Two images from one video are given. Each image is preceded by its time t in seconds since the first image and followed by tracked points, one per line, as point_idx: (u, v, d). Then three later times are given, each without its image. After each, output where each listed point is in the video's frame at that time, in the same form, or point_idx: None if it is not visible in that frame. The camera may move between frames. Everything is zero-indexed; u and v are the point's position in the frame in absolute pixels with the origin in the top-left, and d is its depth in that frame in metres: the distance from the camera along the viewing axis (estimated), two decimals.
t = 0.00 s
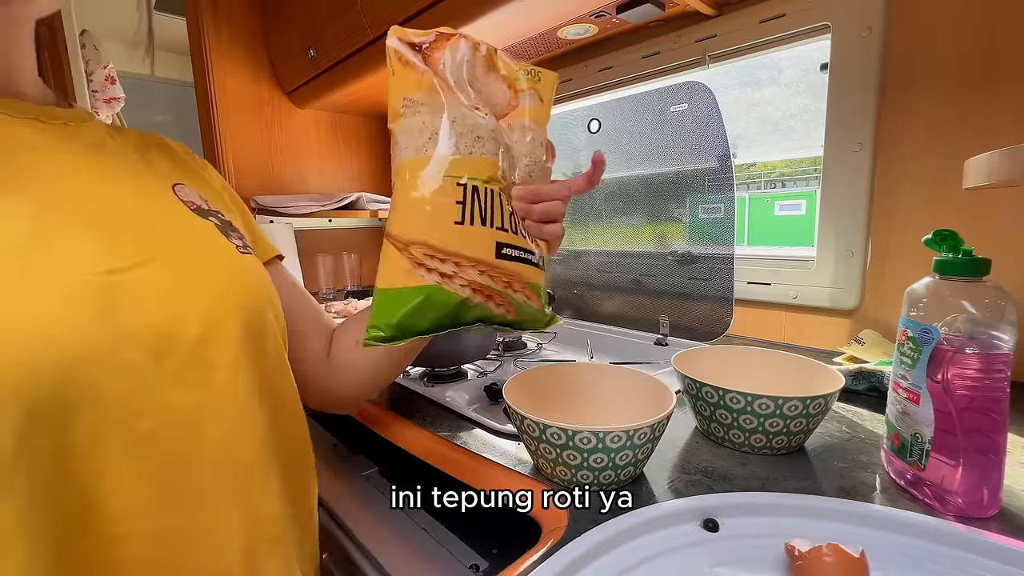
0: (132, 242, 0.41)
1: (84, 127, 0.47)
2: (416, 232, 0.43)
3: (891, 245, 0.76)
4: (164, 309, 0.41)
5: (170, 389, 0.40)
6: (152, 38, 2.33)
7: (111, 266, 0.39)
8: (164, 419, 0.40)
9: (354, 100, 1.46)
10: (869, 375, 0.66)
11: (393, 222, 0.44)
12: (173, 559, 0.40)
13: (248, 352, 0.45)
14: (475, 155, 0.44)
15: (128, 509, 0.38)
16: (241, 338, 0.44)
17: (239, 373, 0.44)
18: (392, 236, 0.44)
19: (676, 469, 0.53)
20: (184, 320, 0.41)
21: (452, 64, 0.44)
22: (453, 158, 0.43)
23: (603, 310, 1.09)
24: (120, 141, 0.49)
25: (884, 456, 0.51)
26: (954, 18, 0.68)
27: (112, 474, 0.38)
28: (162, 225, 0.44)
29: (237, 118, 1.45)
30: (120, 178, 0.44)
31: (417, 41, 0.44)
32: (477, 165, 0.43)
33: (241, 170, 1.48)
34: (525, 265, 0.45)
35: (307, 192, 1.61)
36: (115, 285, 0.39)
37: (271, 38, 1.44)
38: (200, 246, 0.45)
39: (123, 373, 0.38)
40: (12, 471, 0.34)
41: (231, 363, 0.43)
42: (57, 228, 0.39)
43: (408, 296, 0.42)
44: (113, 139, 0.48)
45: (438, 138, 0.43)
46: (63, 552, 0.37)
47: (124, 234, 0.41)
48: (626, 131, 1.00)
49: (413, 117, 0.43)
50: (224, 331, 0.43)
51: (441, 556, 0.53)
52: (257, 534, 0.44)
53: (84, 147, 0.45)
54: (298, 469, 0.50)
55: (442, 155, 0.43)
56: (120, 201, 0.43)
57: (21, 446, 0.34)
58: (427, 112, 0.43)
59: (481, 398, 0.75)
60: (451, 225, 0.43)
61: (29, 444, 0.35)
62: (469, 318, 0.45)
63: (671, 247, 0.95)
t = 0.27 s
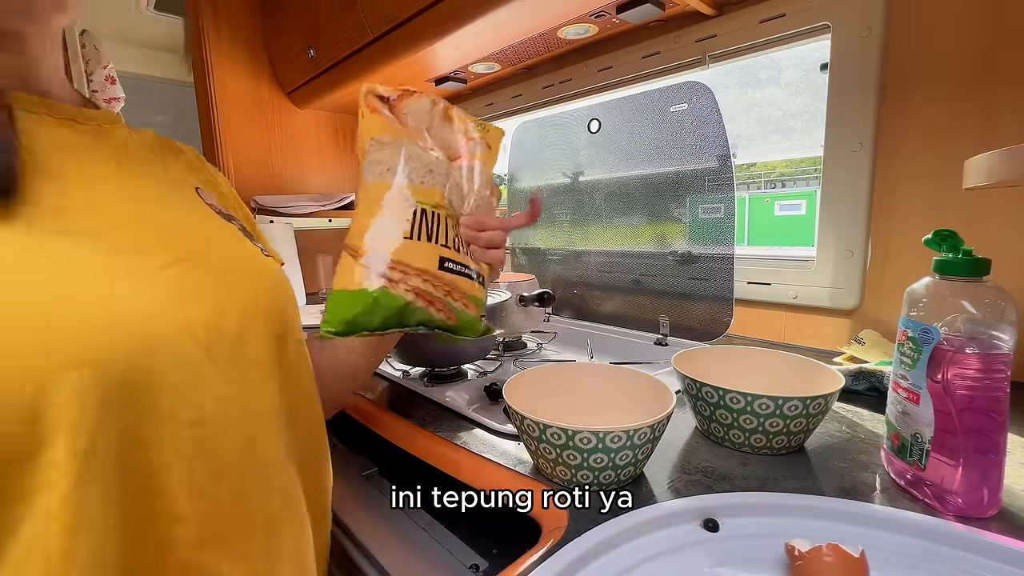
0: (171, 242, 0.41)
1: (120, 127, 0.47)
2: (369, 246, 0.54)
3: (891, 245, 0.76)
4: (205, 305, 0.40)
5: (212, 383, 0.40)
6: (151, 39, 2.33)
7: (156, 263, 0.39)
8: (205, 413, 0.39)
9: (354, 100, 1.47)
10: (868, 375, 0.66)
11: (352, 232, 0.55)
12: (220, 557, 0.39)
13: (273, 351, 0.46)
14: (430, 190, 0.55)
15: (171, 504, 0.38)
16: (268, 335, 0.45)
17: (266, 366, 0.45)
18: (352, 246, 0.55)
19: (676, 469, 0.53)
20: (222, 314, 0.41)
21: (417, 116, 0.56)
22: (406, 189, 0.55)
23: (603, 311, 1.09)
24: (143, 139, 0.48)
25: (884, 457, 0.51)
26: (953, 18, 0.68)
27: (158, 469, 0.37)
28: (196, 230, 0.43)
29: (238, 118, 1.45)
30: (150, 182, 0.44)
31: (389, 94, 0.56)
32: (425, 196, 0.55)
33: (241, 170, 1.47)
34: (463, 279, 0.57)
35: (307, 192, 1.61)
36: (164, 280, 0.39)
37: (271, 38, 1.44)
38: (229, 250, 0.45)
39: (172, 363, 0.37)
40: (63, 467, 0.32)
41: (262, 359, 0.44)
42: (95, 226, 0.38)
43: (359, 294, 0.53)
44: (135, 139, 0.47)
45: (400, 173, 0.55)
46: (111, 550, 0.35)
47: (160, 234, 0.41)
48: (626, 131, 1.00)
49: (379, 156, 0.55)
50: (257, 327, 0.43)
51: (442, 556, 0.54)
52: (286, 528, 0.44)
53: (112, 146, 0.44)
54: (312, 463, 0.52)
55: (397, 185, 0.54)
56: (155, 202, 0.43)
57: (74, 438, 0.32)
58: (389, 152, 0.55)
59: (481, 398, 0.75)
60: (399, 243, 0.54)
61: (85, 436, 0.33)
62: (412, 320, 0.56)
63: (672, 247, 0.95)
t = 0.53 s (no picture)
0: (188, 243, 0.41)
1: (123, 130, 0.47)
2: (380, 266, 0.57)
3: (891, 245, 0.76)
4: (225, 299, 0.41)
5: (236, 374, 0.41)
6: (152, 39, 2.33)
7: (176, 265, 0.39)
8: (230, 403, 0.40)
9: (354, 100, 1.47)
10: (868, 375, 0.66)
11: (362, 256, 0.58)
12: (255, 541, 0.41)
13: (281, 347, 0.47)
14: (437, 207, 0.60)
15: (209, 490, 0.39)
16: (277, 326, 0.46)
17: (277, 356, 0.46)
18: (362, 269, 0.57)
19: (676, 469, 0.53)
20: (239, 307, 0.42)
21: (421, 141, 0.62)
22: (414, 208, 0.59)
23: (603, 311, 1.09)
24: (144, 142, 0.48)
25: (884, 456, 0.51)
26: (953, 18, 0.68)
27: (196, 457, 0.38)
28: (208, 233, 0.44)
29: (238, 118, 1.45)
30: (160, 184, 0.44)
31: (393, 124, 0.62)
32: (433, 212, 0.60)
33: (241, 170, 1.47)
34: (468, 300, 0.61)
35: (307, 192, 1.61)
36: (185, 279, 0.39)
37: (271, 38, 1.44)
38: (235, 249, 0.45)
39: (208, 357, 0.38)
40: (121, 456, 0.33)
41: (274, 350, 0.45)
42: (116, 227, 0.38)
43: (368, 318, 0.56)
44: (140, 145, 0.47)
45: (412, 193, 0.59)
46: (158, 533, 0.36)
47: (178, 236, 0.41)
48: (627, 131, 1.00)
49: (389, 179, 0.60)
50: (268, 319, 0.45)
51: (442, 556, 0.53)
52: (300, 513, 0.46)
53: (121, 149, 0.44)
54: (315, 450, 0.53)
55: (405, 208, 0.58)
56: (168, 203, 0.43)
57: (128, 428, 0.33)
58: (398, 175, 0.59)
59: (481, 398, 0.75)
60: (412, 263, 0.57)
61: (139, 426, 0.34)
62: (423, 341, 0.59)
63: (672, 247, 0.95)
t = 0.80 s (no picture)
0: (188, 245, 0.41)
1: (117, 131, 0.47)
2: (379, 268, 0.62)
3: (891, 245, 0.76)
4: (223, 297, 0.41)
5: (235, 371, 0.41)
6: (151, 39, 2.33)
7: (176, 265, 0.39)
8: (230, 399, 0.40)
9: (354, 100, 1.47)
10: (868, 376, 0.66)
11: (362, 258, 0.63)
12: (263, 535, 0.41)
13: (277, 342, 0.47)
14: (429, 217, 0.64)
15: (216, 487, 0.39)
16: (272, 323, 0.46)
17: (272, 352, 0.46)
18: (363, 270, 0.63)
19: (676, 469, 0.53)
20: (237, 304, 0.42)
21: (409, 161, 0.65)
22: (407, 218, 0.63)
23: (603, 311, 1.09)
24: (138, 143, 0.48)
25: (884, 456, 0.51)
26: (954, 19, 0.68)
27: (203, 454, 0.38)
28: (207, 233, 0.44)
29: (238, 118, 1.45)
30: (159, 185, 0.44)
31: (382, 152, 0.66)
32: (424, 222, 0.64)
33: (241, 170, 1.47)
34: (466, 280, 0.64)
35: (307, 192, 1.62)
36: (186, 279, 0.39)
37: (271, 38, 1.44)
38: (231, 248, 0.46)
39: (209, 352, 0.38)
40: (132, 452, 0.33)
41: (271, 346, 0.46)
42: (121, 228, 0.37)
43: (365, 305, 0.61)
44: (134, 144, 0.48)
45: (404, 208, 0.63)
46: (169, 532, 0.36)
47: (179, 237, 0.41)
48: (627, 131, 1.00)
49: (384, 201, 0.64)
50: (265, 315, 0.45)
51: (442, 556, 0.53)
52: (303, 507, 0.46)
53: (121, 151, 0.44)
54: (312, 445, 0.54)
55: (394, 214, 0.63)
56: (168, 203, 0.43)
57: (137, 425, 0.33)
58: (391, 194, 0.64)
59: (480, 398, 0.75)
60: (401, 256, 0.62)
61: (146, 423, 0.34)
62: (423, 322, 0.61)
63: (672, 247, 0.95)
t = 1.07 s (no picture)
0: (185, 243, 0.41)
1: (118, 131, 0.47)
2: (361, 273, 0.63)
3: (891, 245, 0.76)
4: (214, 296, 0.41)
5: (227, 370, 0.41)
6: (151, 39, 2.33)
7: (168, 263, 0.39)
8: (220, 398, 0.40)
9: (354, 100, 1.47)
10: (868, 375, 0.66)
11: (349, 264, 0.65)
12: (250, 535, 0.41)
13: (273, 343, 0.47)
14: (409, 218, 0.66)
15: (204, 486, 0.39)
16: (268, 322, 0.46)
17: (268, 351, 0.46)
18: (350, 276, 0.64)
19: (676, 469, 0.53)
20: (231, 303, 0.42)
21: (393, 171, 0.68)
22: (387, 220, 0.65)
23: (603, 311, 1.09)
24: (138, 143, 0.48)
25: (884, 456, 0.51)
26: (953, 19, 0.68)
27: (188, 454, 0.38)
28: (205, 232, 0.44)
29: (238, 118, 1.45)
30: (158, 184, 0.44)
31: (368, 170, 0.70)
32: (403, 222, 0.65)
33: (241, 170, 1.47)
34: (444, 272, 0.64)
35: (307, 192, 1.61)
36: (176, 279, 0.39)
37: (271, 38, 1.44)
38: (229, 246, 0.46)
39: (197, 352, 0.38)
40: (114, 452, 0.33)
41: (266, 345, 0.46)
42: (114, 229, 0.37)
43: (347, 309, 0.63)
44: (134, 143, 0.48)
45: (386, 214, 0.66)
46: (153, 532, 0.36)
47: (176, 235, 0.41)
48: (626, 131, 1.00)
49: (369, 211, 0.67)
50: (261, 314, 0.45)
51: (442, 556, 0.53)
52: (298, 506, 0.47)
53: (120, 151, 0.44)
54: (311, 444, 0.54)
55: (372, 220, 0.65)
56: (166, 202, 0.43)
57: (118, 425, 0.33)
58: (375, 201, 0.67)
59: (480, 398, 0.75)
60: (377, 257, 0.63)
61: (128, 423, 0.34)
62: (403, 317, 0.61)
63: (672, 247, 0.95)
